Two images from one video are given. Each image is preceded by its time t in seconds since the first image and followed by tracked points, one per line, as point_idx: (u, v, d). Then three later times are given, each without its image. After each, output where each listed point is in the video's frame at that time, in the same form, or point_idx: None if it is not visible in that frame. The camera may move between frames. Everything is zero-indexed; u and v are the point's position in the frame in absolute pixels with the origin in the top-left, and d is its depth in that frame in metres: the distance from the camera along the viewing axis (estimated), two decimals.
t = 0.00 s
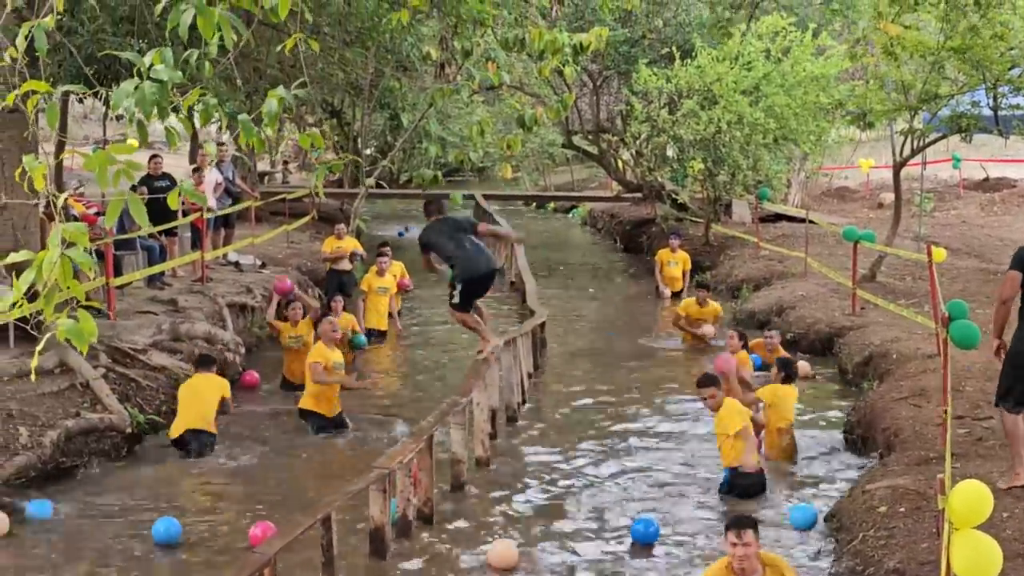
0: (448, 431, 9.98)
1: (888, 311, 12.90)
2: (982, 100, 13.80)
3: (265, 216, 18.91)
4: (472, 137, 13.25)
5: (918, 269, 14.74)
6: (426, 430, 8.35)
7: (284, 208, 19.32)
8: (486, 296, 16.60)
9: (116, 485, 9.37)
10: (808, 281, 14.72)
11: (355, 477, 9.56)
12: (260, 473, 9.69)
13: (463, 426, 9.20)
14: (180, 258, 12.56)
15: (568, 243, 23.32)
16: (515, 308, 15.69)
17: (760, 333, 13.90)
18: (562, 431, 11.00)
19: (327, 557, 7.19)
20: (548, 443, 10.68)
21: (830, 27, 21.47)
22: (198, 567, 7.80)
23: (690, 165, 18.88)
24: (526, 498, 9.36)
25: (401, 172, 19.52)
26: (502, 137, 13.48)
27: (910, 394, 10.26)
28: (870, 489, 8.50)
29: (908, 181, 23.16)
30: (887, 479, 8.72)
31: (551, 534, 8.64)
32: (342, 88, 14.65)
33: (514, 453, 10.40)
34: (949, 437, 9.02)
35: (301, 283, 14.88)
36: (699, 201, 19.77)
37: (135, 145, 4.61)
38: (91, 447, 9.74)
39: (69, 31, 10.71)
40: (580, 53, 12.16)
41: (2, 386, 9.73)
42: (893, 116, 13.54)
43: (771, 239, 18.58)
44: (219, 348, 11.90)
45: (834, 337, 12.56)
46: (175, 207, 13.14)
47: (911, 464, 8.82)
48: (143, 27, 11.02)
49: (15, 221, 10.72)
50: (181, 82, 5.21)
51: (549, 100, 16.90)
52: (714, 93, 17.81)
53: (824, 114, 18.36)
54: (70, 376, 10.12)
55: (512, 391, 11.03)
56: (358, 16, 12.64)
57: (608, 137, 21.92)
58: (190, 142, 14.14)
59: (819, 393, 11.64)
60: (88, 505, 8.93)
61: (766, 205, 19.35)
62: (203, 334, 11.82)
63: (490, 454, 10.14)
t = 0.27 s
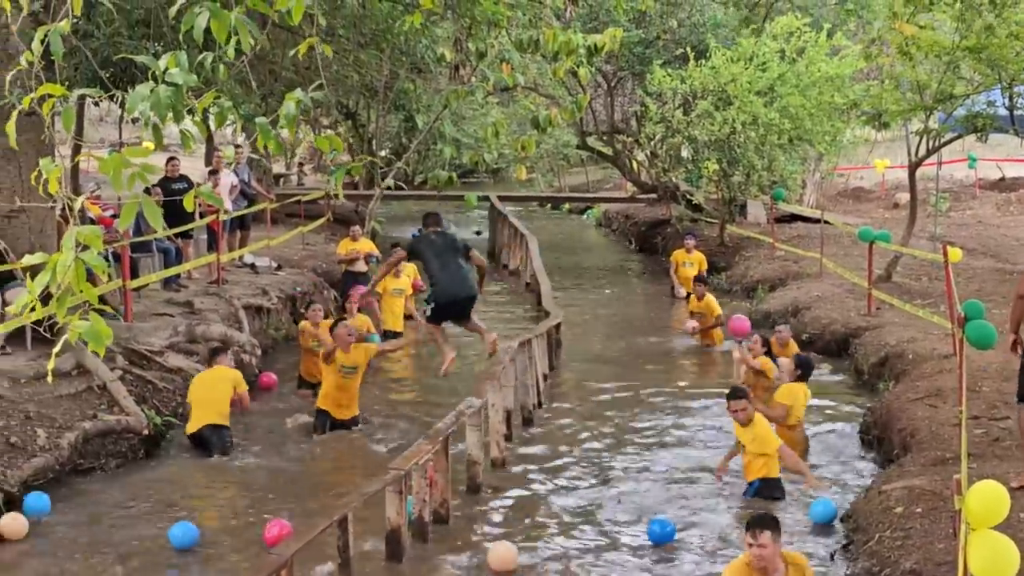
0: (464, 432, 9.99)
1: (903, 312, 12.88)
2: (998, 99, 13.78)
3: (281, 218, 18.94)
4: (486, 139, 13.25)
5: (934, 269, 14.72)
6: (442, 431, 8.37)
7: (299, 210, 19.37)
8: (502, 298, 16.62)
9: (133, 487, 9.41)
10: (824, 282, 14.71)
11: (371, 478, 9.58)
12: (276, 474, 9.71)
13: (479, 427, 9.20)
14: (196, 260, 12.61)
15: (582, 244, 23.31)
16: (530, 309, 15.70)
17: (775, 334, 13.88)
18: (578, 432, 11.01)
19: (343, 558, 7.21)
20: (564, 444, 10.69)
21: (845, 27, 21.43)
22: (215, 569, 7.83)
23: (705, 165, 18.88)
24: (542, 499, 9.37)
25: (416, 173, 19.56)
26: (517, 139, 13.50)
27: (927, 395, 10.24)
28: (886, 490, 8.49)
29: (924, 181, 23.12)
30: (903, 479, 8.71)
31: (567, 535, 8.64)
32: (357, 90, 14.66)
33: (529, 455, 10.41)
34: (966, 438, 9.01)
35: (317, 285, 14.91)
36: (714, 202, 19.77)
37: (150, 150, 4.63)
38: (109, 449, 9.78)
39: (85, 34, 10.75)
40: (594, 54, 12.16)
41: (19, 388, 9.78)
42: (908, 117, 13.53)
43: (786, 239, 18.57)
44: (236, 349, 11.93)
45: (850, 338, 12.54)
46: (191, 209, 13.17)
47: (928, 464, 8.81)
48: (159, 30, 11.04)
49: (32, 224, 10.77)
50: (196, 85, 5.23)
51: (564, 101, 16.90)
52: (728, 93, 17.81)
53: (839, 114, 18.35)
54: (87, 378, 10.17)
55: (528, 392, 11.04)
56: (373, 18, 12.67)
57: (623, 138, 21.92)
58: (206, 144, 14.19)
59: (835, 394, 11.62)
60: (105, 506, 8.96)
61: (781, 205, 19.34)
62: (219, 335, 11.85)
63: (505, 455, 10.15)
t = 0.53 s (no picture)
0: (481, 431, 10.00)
1: (921, 310, 12.85)
2: (1016, 97, 13.74)
3: (298, 217, 18.97)
4: (503, 138, 13.26)
5: (952, 267, 14.68)
6: (460, 430, 8.38)
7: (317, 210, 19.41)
8: (519, 297, 16.62)
9: (152, 486, 9.44)
10: (842, 280, 14.69)
11: (389, 478, 9.59)
12: (295, 474, 9.73)
13: (497, 426, 9.21)
14: (214, 260, 12.64)
15: (599, 243, 23.30)
16: (547, 309, 15.71)
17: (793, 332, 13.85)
18: (596, 430, 11.01)
19: (361, 557, 7.22)
20: (582, 443, 10.69)
21: (862, 25, 21.37)
22: (234, 567, 7.85)
23: (722, 164, 18.86)
24: (560, 498, 9.38)
25: (433, 173, 19.58)
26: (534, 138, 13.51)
27: (945, 393, 10.22)
28: (905, 489, 8.47)
29: (941, 179, 23.05)
30: (922, 478, 8.69)
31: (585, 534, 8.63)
32: (374, 89, 14.68)
33: (547, 453, 10.42)
34: (985, 437, 8.99)
35: (334, 284, 14.94)
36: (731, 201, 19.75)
37: (169, 150, 4.64)
38: (128, 449, 9.82)
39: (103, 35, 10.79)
40: (611, 53, 12.14)
41: (39, 387, 9.81)
42: (926, 115, 13.50)
43: (803, 237, 18.54)
44: (254, 349, 11.96)
45: (868, 336, 12.52)
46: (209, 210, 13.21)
47: (947, 463, 8.79)
48: (176, 31, 11.08)
49: (52, 224, 10.81)
50: (214, 86, 5.24)
51: (580, 100, 16.90)
52: (745, 92, 17.79)
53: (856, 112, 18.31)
54: (106, 377, 10.22)
55: (545, 391, 11.05)
56: (390, 17, 12.67)
57: (640, 137, 21.92)
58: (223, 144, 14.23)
59: (853, 392, 11.60)
60: (124, 505, 8.98)
61: (798, 204, 19.31)
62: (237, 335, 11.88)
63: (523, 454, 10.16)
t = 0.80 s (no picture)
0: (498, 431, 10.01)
1: (938, 309, 12.82)
2: None
3: (314, 217, 19.00)
4: (519, 137, 13.27)
5: (969, 266, 14.64)
6: (477, 429, 8.38)
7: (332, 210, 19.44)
8: (534, 296, 16.62)
9: (170, 484, 9.46)
10: (857, 279, 14.67)
11: (406, 477, 9.60)
12: (312, 473, 9.74)
13: (513, 425, 9.22)
14: (230, 259, 12.67)
15: (614, 242, 23.30)
16: (563, 308, 15.70)
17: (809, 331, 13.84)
18: (613, 429, 11.01)
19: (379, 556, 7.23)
20: (599, 441, 10.69)
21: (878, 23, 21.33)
22: (252, 566, 7.86)
23: (738, 163, 18.84)
24: (577, 497, 9.38)
25: (448, 172, 19.60)
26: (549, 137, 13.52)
27: (962, 392, 10.19)
28: (922, 487, 8.46)
29: (957, 177, 22.99)
30: (940, 476, 8.68)
31: (602, 533, 8.64)
32: (390, 89, 14.71)
33: (564, 453, 10.42)
34: (1002, 435, 8.97)
35: (350, 284, 14.96)
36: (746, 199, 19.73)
37: (187, 150, 4.65)
38: (146, 448, 9.86)
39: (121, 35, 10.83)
40: (626, 52, 12.14)
41: (57, 386, 9.85)
42: (942, 112, 13.47)
43: (819, 236, 18.51)
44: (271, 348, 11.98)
45: (884, 335, 12.50)
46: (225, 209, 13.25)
47: (964, 461, 8.78)
48: (193, 31, 11.12)
49: (69, 224, 10.87)
50: (233, 85, 5.25)
51: (595, 99, 16.90)
52: (761, 90, 17.77)
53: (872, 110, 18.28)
54: (124, 377, 10.29)
55: (561, 390, 11.05)
56: (405, 16, 12.78)
57: (654, 136, 21.91)
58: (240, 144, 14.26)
59: (870, 391, 11.58)
60: (143, 504, 9.00)
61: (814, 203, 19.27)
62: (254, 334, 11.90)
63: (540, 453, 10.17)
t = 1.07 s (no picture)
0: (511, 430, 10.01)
1: (952, 308, 12.80)
2: None
3: (327, 217, 19.03)
4: (531, 137, 13.27)
5: (983, 266, 14.60)
6: (491, 429, 8.39)
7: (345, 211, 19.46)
8: (547, 297, 16.63)
9: (184, 484, 9.48)
10: (871, 279, 14.65)
11: (419, 477, 9.60)
12: (324, 473, 9.75)
13: (525, 425, 9.23)
14: (244, 260, 12.69)
15: (627, 242, 23.30)
16: (575, 308, 15.70)
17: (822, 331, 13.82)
18: (626, 429, 11.01)
19: (392, 555, 7.23)
20: (612, 441, 10.69)
21: (892, 23, 21.30)
22: (267, 566, 7.87)
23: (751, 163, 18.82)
24: (590, 496, 9.37)
25: (461, 173, 19.61)
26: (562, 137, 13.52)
27: (976, 392, 10.17)
28: (937, 488, 8.45)
29: (971, 177, 22.93)
30: (954, 477, 8.66)
31: (615, 533, 8.64)
32: (402, 90, 14.72)
33: (576, 452, 10.42)
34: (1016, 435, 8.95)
35: (363, 284, 14.97)
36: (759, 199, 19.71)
37: (204, 150, 4.66)
38: (160, 447, 9.89)
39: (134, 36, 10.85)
40: (639, 52, 12.13)
41: (72, 387, 9.88)
42: (956, 112, 13.44)
43: (832, 236, 18.48)
44: (284, 349, 12.00)
45: (898, 335, 12.48)
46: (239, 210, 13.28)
47: (978, 462, 8.76)
48: (206, 32, 11.14)
49: (83, 225, 10.87)
50: (248, 86, 5.25)
51: (607, 99, 16.91)
52: (774, 90, 17.76)
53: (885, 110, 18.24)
54: (138, 377, 10.32)
55: (575, 390, 11.05)
56: (418, 16, 12.82)
57: (667, 136, 21.90)
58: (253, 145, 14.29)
59: (883, 391, 11.56)
60: (157, 504, 9.02)
61: (827, 203, 19.26)
62: (268, 335, 11.92)
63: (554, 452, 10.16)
